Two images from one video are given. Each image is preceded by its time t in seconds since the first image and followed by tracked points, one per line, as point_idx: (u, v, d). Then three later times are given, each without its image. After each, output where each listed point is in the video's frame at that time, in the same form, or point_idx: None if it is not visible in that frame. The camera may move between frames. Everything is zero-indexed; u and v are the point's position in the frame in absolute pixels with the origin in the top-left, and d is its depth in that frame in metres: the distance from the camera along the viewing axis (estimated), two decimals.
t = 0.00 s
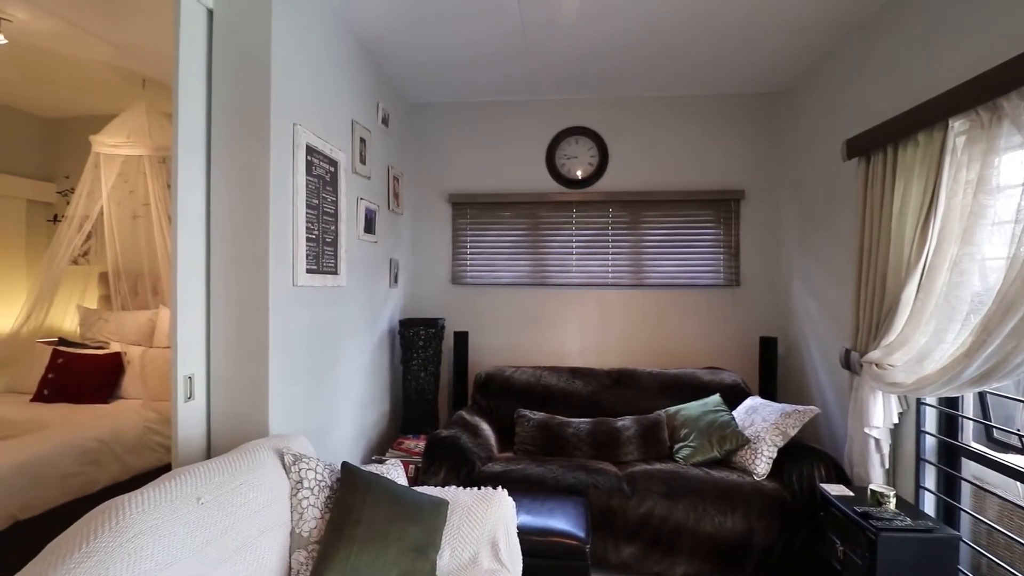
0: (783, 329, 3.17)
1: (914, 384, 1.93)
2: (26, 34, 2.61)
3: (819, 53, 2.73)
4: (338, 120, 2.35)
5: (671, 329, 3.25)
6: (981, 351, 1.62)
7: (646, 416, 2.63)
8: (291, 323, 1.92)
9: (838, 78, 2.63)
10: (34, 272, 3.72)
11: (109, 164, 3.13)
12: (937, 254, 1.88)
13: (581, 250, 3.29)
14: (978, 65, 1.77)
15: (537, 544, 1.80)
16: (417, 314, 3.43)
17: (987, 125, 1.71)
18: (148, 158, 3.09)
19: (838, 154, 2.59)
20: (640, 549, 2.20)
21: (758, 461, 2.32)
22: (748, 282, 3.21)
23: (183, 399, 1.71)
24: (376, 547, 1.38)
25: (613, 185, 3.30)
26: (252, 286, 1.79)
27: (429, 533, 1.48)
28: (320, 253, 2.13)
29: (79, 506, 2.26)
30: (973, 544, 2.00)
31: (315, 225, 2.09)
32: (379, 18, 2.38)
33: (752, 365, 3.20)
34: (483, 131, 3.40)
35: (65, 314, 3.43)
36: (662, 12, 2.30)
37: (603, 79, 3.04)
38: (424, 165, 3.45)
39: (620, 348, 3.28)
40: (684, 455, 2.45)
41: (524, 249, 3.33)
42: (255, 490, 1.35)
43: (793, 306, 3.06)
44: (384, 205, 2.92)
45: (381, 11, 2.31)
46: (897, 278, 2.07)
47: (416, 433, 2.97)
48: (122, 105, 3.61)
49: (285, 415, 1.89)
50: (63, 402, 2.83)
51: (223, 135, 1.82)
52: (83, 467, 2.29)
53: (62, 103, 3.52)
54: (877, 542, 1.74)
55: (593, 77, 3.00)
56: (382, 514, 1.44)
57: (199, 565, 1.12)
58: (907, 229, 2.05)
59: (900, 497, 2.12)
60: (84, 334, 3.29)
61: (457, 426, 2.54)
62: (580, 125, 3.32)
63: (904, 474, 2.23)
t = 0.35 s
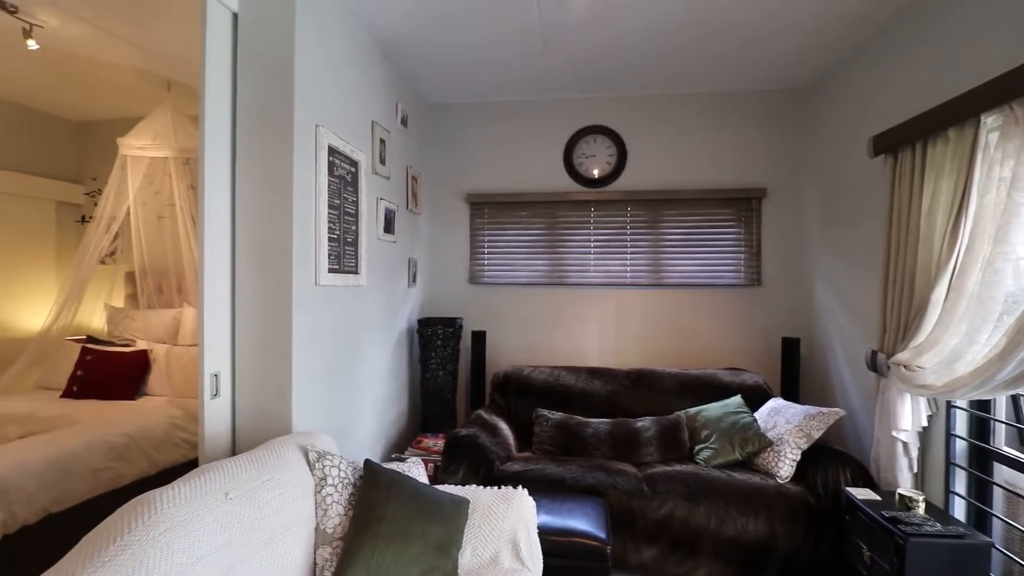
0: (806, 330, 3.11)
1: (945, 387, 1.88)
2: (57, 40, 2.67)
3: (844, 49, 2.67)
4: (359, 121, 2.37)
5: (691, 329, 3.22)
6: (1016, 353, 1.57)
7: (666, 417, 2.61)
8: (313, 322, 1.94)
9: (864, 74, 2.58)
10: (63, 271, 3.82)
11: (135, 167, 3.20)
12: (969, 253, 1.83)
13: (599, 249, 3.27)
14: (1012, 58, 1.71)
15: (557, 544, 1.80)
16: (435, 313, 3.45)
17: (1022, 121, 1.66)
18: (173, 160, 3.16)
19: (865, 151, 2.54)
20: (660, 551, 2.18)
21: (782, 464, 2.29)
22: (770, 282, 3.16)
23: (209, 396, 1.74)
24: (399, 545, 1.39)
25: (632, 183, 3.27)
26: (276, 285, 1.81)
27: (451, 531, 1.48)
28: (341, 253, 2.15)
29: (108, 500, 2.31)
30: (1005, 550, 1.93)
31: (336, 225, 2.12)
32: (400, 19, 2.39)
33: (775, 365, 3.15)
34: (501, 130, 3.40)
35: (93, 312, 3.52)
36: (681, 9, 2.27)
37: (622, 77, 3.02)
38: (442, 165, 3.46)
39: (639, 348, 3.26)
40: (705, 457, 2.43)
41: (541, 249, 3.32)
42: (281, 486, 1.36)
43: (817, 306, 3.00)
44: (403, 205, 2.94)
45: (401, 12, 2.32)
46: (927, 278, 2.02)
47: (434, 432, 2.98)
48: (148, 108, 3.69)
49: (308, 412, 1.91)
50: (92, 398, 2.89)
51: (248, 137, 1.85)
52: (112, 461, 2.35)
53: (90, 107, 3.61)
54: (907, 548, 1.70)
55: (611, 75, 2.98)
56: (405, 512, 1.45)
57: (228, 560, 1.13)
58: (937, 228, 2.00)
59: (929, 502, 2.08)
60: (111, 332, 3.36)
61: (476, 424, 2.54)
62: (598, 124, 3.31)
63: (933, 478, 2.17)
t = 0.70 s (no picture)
0: (834, 331, 3.04)
1: (984, 391, 1.82)
2: (88, 45, 2.73)
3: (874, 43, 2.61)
4: (382, 121, 2.38)
5: (714, 330, 3.17)
6: None
7: (690, 419, 2.58)
8: (338, 322, 1.96)
9: (895, 68, 2.51)
10: (92, 271, 3.92)
11: (163, 169, 3.26)
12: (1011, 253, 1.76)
13: (620, 249, 3.24)
14: None
15: (581, 547, 1.77)
16: (455, 313, 3.45)
17: None
18: (199, 162, 3.22)
19: (897, 148, 2.47)
20: (685, 555, 2.15)
21: (810, 468, 2.24)
22: (796, 282, 3.10)
23: (237, 395, 1.77)
24: (426, 545, 1.39)
25: (653, 183, 3.23)
26: (302, 285, 1.83)
27: (477, 532, 1.48)
28: (365, 253, 2.16)
29: (137, 495, 2.36)
30: None
31: (360, 225, 2.13)
32: (422, 20, 2.39)
33: (801, 367, 3.09)
34: (521, 130, 3.39)
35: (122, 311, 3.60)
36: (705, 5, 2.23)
37: (644, 75, 2.98)
38: (461, 165, 3.46)
39: (661, 349, 3.22)
40: (731, 460, 2.39)
41: (561, 249, 3.31)
42: (309, 485, 1.37)
43: (845, 307, 2.93)
44: (424, 206, 2.95)
45: (424, 12, 2.33)
46: (964, 279, 1.96)
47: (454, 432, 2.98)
48: (174, 112, 3.76)
49: (333, 411, 1.93)
50: (121, 395, 2.96)
51: (274, 139, 1.87)
52: (141, 457, 2.39)
53: (119, 111, 3.69)
54: (943, 556, 1.65)
55: (633, 73, 2.95)
56: (431, 512, 1.44)
57: (259, 558, 1.14)
58: (975, 227, 1.93)
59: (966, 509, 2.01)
60: (138, 331, 3.43)
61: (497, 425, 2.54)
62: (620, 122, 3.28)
63: (970, 485, 2.10)
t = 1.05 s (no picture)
0: (870, 333, 2.95)
1: None
2: (124, 52, 2.80)
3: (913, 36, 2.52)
4: (410, 122, 2.39)
5: (744, 331, 3.11)
6: None
7: (720, 423, 2.53)
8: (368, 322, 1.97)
9: (936, 62, 2.42)
10: (127, 272, 4.04)
11: (195, 171, 3.33)
12: None
13: (647, 249, 3.20)
14: None
15: (611, 551, 1.75)
16: (480, 313, 3.45)
17: None
18: (229, 164, 3.28)
19: (938, 144, 2.38)
20: (717, 561, 2.11)
21: (847, 475, 2.19)
22: (830, 283, 3.02)
23: (271, 394, 1.79)
24: (460, 547, 1.38)
25: (681, 181, 3.18)
26: (334, 286, 1.84)
27: (509, 534, 1.47)
28: (394, 254, 2.17)
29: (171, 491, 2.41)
30: None
31: (389, 226, 2.14)
32: (450, 21, 2.39)
33: (835, 370, 3.00)
34: (546, 130, 3.37)
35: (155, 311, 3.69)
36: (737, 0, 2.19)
37: (672, 72, 2.94)
38: (486, 165, 3.46)
39: (689, 351, 3.17)
40: (763, 466, 2.34)
41: (586, 249, 3.28)
42: (344, 485, 1.38)
43: (883, 308, 2.84)
44: (449, 206, 2.95)
45: (452, 14, 2.33)
46: (1013, 280, 1.88)
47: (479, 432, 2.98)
48: (205, 115, 3.84)
49: (364, 411, 1.94)
50: (155, 393, 3.03)
51: (306, 141, 1.88)
52: (175, 454, 2.44)
53: (152, 115, 3.79)
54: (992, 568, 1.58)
55: (661, 70, 2.91)
56: (463, 513, 1.44)
57: (298, 558, 1.15)
58: None
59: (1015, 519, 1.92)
60: (171, 330, 3.50)
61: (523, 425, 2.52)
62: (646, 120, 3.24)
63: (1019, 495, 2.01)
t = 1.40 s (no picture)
0: (907, 336, 2.86)
1: None
2: (157, 56, 2.86)
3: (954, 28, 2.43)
4: (436, 122, 2.39)
5: (773, 333, 3.04)
6: None
7: (751, 427, 2.48)
8: (395, 323, 1.97)
9: (979, 54, 2.33)
10: (157, 273, 4.13)
11: (223, 173, 3.39)
12: None
13: (673, 248, 3.16)
14: None
15: (642, 556, 1.72)
16: (503, 314, 3.44)
17: None
18: (257, 167, 3.33)
19: (981, 140, 2.29)
20: (748, 569, 2.07)
21: (886, 482, 2.12)
22: (864, 284, 2.93)
23: (301, 394, 1.80)
24: (492, 550, 1.37)
25: (709, 180, 3.13)
26: (362, 287, 1.85)
27: (540, 538, 1.45)
28: (420, 254, 2.17)
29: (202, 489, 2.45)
30: None
31: (416, 227, 2.14)
32: (475, 21, 2.39)
33: (869, 374, 2.92)
34: (570, 129, 3.35)
35: (185, 311, 3.77)
36: None
37: (700, 69, 2.88)
38: (509, 164, 3.45)
39: (716, 353, 3.11)
40: (796, 472, 2.29)
41: (611, 249, 3.25)
42: (376, 486, 1.38)
43: (921, 310, 2.75)
44: (473, 206, 2.95)
45: (478, 14, 2.32)
46: None
47: (503, 434, 2.97)
48: (233, 119, 3.91)
49: (391, 412, 1.94)
50: (186, 391, 3.10)
51: (335, 143, 1.89)
52: (207, 452, 2.48)
53: (181, 119, 3.86)
54: None
55: (688, 67, 2.86)
56: (494, 516, 1.43)
57: (332, 559, 1.15)
58: None
59: None
60: (200, 329, 3.57)
61: (548, 427, 2.51)
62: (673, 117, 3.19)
63: None
